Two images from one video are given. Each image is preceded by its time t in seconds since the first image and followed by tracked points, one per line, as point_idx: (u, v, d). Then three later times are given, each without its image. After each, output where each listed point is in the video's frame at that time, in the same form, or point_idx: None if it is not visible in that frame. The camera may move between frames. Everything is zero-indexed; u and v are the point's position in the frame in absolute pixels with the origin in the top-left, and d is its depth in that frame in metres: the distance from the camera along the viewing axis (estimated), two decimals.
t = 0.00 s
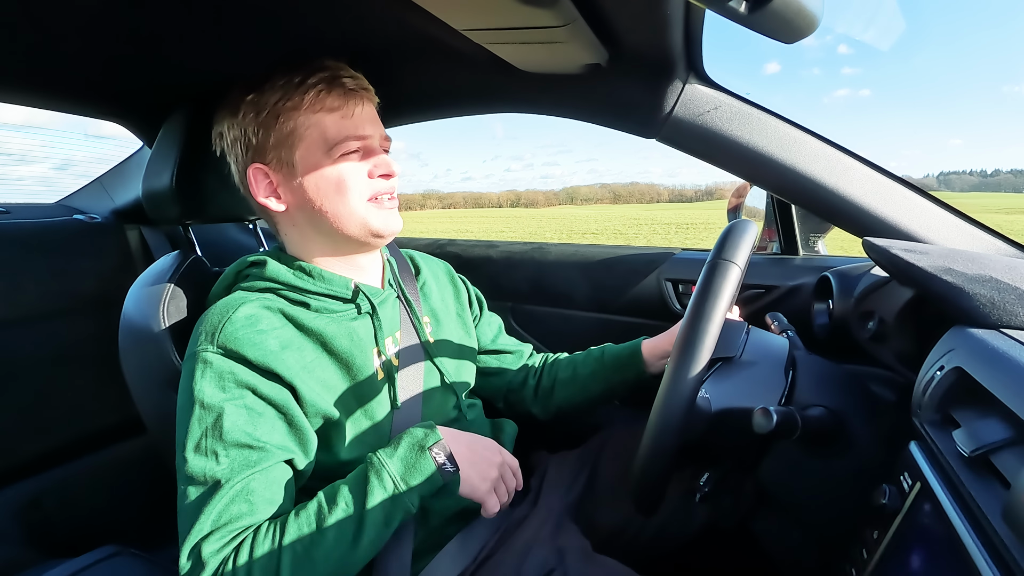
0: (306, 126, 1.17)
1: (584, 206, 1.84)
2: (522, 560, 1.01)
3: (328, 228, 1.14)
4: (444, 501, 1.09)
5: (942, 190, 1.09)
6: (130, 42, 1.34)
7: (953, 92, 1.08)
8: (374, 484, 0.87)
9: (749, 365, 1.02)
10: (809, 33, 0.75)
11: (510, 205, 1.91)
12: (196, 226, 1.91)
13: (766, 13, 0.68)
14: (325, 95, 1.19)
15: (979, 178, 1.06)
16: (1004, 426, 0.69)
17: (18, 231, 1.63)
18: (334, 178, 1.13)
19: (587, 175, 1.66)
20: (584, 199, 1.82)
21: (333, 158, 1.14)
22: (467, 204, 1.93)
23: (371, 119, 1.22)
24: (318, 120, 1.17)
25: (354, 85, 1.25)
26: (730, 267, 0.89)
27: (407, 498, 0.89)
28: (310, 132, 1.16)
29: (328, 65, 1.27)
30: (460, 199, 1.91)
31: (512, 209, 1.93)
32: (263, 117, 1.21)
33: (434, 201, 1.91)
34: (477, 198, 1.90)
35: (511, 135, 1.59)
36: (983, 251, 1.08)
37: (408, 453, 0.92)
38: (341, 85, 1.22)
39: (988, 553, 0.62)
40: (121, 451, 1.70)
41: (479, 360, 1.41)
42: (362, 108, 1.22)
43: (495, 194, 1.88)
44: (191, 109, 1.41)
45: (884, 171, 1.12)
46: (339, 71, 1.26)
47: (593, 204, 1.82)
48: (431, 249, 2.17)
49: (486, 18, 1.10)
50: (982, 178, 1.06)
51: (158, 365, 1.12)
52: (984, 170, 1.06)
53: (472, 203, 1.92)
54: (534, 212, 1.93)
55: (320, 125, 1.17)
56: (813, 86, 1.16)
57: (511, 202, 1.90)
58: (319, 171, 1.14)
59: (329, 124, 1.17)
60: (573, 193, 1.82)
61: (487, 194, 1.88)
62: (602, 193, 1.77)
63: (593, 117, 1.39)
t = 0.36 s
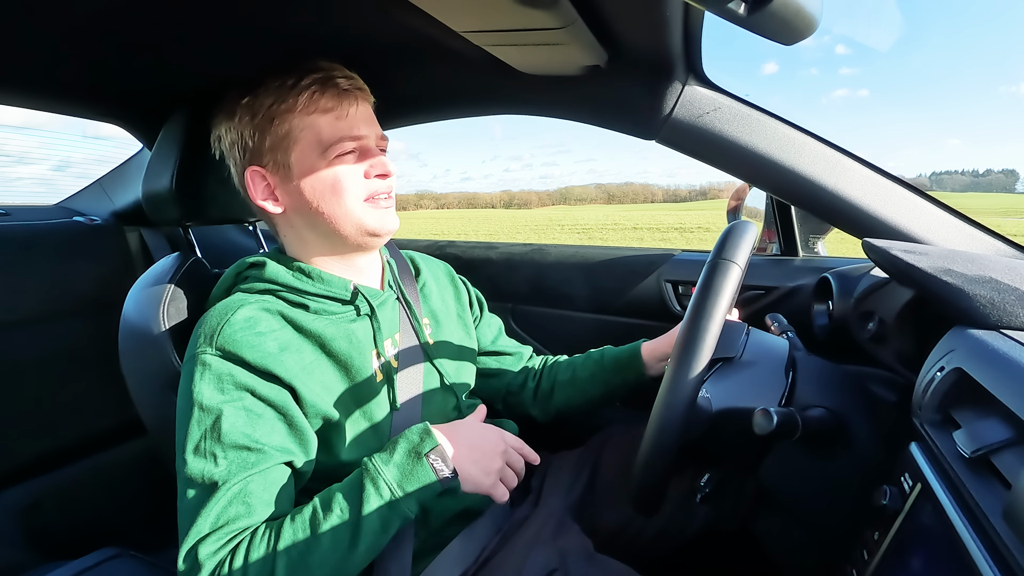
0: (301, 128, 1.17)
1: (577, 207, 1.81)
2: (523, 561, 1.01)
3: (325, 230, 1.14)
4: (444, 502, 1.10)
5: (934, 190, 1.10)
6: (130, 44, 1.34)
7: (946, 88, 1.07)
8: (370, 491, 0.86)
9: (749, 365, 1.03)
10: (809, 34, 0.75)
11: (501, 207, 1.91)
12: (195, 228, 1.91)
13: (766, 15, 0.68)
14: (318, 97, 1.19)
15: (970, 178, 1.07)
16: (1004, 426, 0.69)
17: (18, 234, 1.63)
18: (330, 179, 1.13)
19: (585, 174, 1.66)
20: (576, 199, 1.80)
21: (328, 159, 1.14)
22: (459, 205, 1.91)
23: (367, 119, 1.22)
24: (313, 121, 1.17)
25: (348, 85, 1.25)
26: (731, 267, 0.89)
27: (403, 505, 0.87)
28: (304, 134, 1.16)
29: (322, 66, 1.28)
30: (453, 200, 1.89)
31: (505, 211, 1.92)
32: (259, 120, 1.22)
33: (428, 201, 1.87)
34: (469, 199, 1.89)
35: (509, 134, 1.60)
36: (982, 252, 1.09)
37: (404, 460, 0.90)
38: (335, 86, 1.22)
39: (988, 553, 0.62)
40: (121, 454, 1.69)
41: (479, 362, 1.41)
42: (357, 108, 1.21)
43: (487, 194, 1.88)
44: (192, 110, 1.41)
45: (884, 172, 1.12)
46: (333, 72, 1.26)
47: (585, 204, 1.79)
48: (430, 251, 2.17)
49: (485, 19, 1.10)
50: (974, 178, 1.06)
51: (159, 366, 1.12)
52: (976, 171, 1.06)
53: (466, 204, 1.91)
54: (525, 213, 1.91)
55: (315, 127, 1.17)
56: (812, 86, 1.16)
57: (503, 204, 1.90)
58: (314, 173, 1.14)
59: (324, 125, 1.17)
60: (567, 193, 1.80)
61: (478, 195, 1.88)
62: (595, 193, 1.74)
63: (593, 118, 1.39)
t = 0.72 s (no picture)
0: (313, 125, 1.17)
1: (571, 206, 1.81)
2: (523, 561, 1.01)
3: (330, 227, 1.14)
4: (444, 502, 1.10)
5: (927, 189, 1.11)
6: (130, 44, 1.34)
7: (949, 85, 1.07)
8: (251, 504, 0.71)
9: (750, 365, 1.02)
10: (808, 33, 0.75)
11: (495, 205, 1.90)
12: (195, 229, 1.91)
13: (765, 14, 0.68)
14: (334, 96, 1.20)
15: (962, 177, 1.08)
16: (1004, 426, 0.69)
17: (18, 234, 1.63)
18: (340, 177, 1.13)
19: (585, 173, 1.65)
20: (571, 199, 1.79)
21: (339, 157, 1.14)
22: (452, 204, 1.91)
23: (379, 121, 1.22)
24: (325, 119, 1.17)
25: (364, 87, 1.25)
26: (731, 265, 0.89)
27: (295, 520, 0.72)
28: (316, 131, 1.17)
29: (340, 68, 1.29)
30: (447, 200, 1.89)
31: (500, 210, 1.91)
32: (272, 115, 1.22)
33: (423, 200, 1.86)
34: (464, 198, 1.90)
35: (509, 132, 1.60)
36: (983, 251, 1.09)
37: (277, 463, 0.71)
38: (351, 87, 1.23)
39: (988, 552, 0.62)
40: (121, 455, 1.69)
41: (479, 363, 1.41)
42: (371, 110, 1.22)
43: (481, 194, 1.89)
44: (191, 111, 1.41)
45: (884, 172, 1.12)
46: (350, 73, 1.27)
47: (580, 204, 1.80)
48: (430, 251, 2.17)
49: (485, 20, 1.10)
50: (968, 177, 1.07)
51: (159, 367, 1.12)
52: (969, 169, 1.07)
53: (460, 202, 1.91)
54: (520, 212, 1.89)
55: (328, 125, 1.17)
56: (811, 85, 1.16)
57: (497, 203, 1.89)
58: (325, 169, 1.14)
59: (337, 123, 1.17)
60: (561, 193, 1.79)
61: (472, 194, 1.89)
62: (588, 192, 1.75)
63: (593, 118, 1.39)
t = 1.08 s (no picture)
0: (317, 122, 1.17)
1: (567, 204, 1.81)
2: (522, 562, 1.01)
3: (334, 225, 1.14)
4: (444, 503, 1.10)
5: (921, 187, 1.11)
6: (130, 45, 1.34)
7: (948, 85, 1.06)
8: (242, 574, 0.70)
9: (749, 365, 1.02)
10: (807, 34, 0.76)
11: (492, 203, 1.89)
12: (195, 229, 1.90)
13: (764, 15, 0.68)
14: (339, 94, 1.20)
15: (958, 175, 1.08)
16: (1004, 427, 0.69)
17: (18, 235, 1.63)
18: (343, 175, 1.13)
19: (587, 171, 1.65)
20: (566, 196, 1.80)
21: (342, 155, 1.15)
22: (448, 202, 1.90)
23: (383, 120, 1.22)
24: (329, 117, 1.18)
25: (368, 85, 1.26)
26: (731, 265, 0.89)
27: None
28: (320, 128, 1.17)
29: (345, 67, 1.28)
30: (443, 198, 1.87)
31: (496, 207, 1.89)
32: (277, 112, 1.22)
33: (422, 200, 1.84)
34: (460, 195, 1.88)
35: (510, 130, 1.60)
36: (982, 252, 1.09)
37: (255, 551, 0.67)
38: (355, 85, 1.23)
39: (987, 552, 0.62)
40: (119, 455, 1.69)
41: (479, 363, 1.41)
42: (374, 108, 1.22)
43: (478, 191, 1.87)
44: (191, 111, 1.41)
45: (882, 172, 1.13)
46: (355, 72, 1.27)
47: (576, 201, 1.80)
48: (430, 251, 2.17)
49: (485, 21, 1.10)
50: (962, 175, 1.08)
51: (158, 367, 1.12)
52: (965, 167, 1.07)
53: (455, 202, 1.90)
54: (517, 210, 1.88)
55: (332, 122, 1.17)
56: (811, 83, 1.15)
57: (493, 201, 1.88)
58: (328, 168, 1.14)
59: (341, 121, 1.18)
60: (557, 190, 1.79)
61: (468, 193, 1.88)
62: (585, 189, 1.75)
63: (593, 118, 1.39)
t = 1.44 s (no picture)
0: (304, 122, 1.17)
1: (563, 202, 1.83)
2: (521, 562, 1.01)
3: (326, 225, 1.14)
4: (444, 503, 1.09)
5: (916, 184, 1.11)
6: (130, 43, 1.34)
7: (948, 84, 1.07)
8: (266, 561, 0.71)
9: (749, 365, 1.02)
10: (808, 34, 0.75)
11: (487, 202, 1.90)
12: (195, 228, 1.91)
13: (764, 15, 0.68)
14: (323, 92, 1.20)
15: (952, 173, 1.08)
16: (1003, 427, 0.69)
17: (18, 233, 1.63)
18: (332, 175, 1.13)
19: (587, 169, 1.64)
20: (562, 194, 1.81)
21: (330, 154, 1.14)
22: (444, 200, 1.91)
23: (370, 115, 1.22)
24: (315, 116, 1.18)
25: (353, 82, 1.25)
26: (729, 267, 0.89)
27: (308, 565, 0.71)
28: (308, 129, 1.17)
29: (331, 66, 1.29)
30: (438, 196, 1.88)
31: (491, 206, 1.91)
32: (264, 114, 1.22)
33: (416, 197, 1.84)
34: (454, 194, 1.90)
35: (510, 128, 1.59)
36: (982, 252, 1.09)
37: (290, 530, 0.69)
38: (339, 82, 1.23)
39: (986, 552, 0.62)
40: (119, 454, 1.69)
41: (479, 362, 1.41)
42: (360, 104, 1.21)
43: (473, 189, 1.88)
44: (191, 110, 1.41)
45: (882, 172, 1.12)
46: (339, 70, 1.27)
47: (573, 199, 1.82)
48: (430, 250, 2.17)
49: (485, 20, 1.10)
50: (957, 173, 1.08)
51: (158, 366, 1.12)
52: (959, 164, 1.07)
53: (450, 200, 1.91)
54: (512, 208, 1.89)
55: (318, 121, 1.17)
56: (810, 81, 1.15)
57: (488, 199, 1.89)
58: (316, 168, 1.14)
59: (327, 119, 1.17)
60: (553, 188, 1.80)
61: (463, 190, 1.88)
62: (581, 189, 1.77)
63: (593, 118, 1.39)
